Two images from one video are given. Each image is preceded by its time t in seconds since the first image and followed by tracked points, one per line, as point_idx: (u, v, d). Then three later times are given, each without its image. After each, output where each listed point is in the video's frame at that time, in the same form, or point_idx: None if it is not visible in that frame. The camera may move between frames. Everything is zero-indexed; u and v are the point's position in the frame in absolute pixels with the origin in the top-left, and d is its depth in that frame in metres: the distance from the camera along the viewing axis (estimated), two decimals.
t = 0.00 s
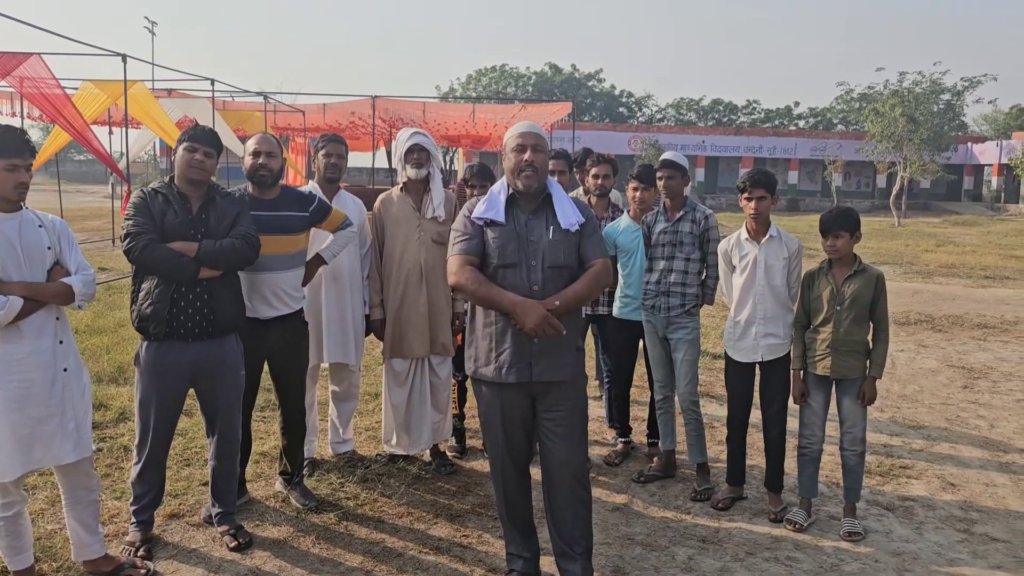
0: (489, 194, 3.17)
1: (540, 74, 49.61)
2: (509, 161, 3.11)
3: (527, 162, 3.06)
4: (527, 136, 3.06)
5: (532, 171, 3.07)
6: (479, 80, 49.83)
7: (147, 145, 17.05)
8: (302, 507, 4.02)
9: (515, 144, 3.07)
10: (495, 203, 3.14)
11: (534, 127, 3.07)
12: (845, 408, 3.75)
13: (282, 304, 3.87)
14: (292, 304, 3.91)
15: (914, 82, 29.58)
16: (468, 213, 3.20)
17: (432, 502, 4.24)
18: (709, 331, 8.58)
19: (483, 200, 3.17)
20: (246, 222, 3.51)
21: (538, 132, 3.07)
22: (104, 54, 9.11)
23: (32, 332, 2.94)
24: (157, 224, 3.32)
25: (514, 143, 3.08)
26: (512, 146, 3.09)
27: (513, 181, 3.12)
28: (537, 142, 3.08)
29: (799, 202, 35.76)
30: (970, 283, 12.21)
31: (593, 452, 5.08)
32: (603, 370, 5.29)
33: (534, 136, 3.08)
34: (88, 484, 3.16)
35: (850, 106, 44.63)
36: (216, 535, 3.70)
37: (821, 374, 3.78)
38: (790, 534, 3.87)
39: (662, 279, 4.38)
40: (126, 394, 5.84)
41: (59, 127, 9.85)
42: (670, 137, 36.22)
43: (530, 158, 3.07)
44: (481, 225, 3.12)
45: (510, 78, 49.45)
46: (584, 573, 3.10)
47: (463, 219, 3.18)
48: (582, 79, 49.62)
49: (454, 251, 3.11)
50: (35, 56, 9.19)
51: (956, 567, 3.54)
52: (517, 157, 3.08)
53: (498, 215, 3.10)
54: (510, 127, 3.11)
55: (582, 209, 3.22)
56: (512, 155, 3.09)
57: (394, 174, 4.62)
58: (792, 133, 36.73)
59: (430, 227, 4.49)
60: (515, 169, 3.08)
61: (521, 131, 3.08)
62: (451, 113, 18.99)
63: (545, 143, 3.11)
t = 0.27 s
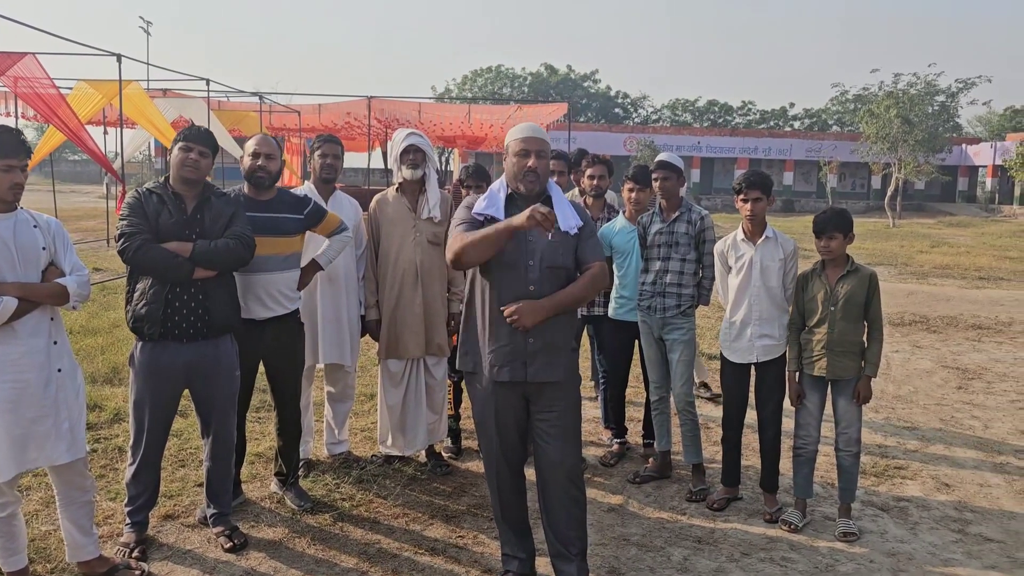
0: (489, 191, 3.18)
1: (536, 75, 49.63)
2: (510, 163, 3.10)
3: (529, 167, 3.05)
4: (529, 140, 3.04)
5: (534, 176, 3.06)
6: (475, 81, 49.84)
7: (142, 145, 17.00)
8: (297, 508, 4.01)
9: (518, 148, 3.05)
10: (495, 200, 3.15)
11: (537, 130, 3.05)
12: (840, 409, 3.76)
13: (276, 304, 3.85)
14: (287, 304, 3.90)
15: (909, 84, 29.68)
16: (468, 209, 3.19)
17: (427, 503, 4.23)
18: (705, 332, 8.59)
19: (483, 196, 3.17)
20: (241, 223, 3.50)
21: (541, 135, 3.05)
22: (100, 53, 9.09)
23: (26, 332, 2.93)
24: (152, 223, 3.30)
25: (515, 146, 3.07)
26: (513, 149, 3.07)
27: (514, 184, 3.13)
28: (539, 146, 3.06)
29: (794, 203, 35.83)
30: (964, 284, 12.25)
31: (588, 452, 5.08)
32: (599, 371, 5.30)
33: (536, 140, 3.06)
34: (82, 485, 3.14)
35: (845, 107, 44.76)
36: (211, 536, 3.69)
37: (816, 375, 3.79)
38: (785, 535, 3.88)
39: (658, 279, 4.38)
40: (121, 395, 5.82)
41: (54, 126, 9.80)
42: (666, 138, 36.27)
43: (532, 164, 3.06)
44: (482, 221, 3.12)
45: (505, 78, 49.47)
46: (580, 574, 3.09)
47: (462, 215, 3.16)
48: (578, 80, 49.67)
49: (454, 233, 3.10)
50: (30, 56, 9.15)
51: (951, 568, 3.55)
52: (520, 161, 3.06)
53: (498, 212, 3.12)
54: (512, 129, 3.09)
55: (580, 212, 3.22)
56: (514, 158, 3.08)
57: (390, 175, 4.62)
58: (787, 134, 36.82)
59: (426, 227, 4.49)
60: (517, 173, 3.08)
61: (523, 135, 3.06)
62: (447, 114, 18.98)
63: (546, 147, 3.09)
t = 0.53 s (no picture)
0: (486, 192, 3.16)
1: (532, 76, 49.67)
2: (505, 162, 3.11)
3: (521, 164, 3.05)
4: (524, 139, 3.05)
5: (526, 173, 3.06)
6: (471, 81, 49.86)
7: (137, 145, 16.95)
8: (292, 509, 4.00)
9: (512, 147, 3.07)
10: (492, 201, 3.13)
11: (533, 130, 3.05)
12: (835, 410, 3.76)
13: (271, 304, 3.84)
14: (282, 305, 3.88)
15: (904, 85, 29.78)
16: (465, 211, 3.20)
17: (423, 504, 4.23)
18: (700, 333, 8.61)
19: (481, 197, 3.16)
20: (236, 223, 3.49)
21: (536, 135, 3.05)
22: (95, 53, 9.10)
23: (21, 333, 2.92)
24: (146, 224, 3.29)
25: (511, 145, 3.08)
26: (508, 148, 3.09)
27: (508, 182, 3.12)
28: (534, 146, 3.07)
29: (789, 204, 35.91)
30: (959, 286, 12.29)
31: (584, 453, 5.08)
32: (594, 372, 5.30)
33: (532, 140, 3.07)
34: (76, 487, 3.12)
35: (840, 109, 44.88)
36: (205, 537, 3.68)
37: (813, 376, 3.81)
38: (780, 536, 3.88)
39: (653, 280, 4.38)
40: (116, 395, 5.81)
41: (49, 126, 9.81)
42: (662, 139, 36.33)
43: (526, 160, 3.06)
44: (480, 221, 3.11)
45: (501, 79, 49.49)
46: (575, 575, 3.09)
47: (460, 217, 3.17)
48: (574, 81, 49.73)
49: (454, 237, 3.11)
50: (25, 56, 9.22)
51: (945, 568, 3.56)
52: (513, 158, 3.08)
53: (496, 213, 3.10)
54: (508, 130, 3.09)
55: (576, 215, 3.21)
56: (508, 157, 3.10)
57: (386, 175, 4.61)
58: (783, 135, 36.90)
59: (421, 228, 4.49)
60: (509, 170, 3.09)
61: (518, 135, 3.06)
62: (442, 115, 18.98)
63: (542, 147, 3.10)
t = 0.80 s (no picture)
0: (480, 195, 3.15)
1: (528, 77, 49.70)
2: (498, 161, 3.12)
3: (514, 161, 3.06)
4: (516, 138, 3.05)
5: (519, 170, 3.07)
6: (467, 82, 49.87)
7: (131, 146, 16.91)
8: (288, 510, 4.00)
9: (505, 145, 3.08)
10: (485, 203, 3.13)
11: (525, 129, 3.06)
12: (831, 411, 3.77)
13: (267, 305, 3.83)
14: (278, 306, 3.88)
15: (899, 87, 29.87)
16: (458, 214, 3.18)
17: (418, 505, 4.23)
18: (696, 333, 8.62)
19: (475, 200, 3.15)
20: (231, 224, 3.49)
21: (529, 133, 3.06)
22: (89, 53, 9.08)
23: (16, 333, 2.91)
24: (141, 224, 3.29)
25: (504, 143, 3.09)
26: (501, 146, 3.10)
27: (501, 182, 3.12)
28: (527, 143, 3.07)
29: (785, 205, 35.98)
30: (953, 287, 12.34)
31: (580, 454, 5.08)
32: (590, 373, 5.30)
33: (524, 137, 3.07)
34: (71, 488, 3.11)
35: (836, 110, 45.00)
36: (201, 539, 3.68)
37: (810, 377, 3.81)
38: (775, 536, 3.89)
39: (649, 281, 4.39)
40: (111, 396, 5.79)
41: (43, 126, 9.77)
42: (658, 140, 36.37)
43: (517, 158, 3.07)
44: (473, 224, 3.11)
45: (497, 80, 49.50)
46: None
47: (453, 219, 3.16)
48: (570, 82, 49.78)
49: (448, 246, 3.10)
50: (19, 56, 9.21)
51: (940, 569, 3.57)
52: (504, 156, 3.09)
53: (489, 215, 3.09)
54: (501, 129, 3.11)
55: (571, 214, 3.23)
56: (501, 155, 3.10)
57: (381, 176, 4.61)
58: (778, 136, 36.98)
59: (417, 229, 4.48)
60: (502, 168, 3.09)
61: (512, 134, 3.07)
62: (438, 116, 18.98)
63: (535, 145, 3.11)
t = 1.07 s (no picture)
0: (473, 196, 3.16)
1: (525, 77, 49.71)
2: (489, 160, 3.13)
3: (506, 161, 3.08)
4: (506, 137, 3.07)
5: (511, 169, 3.08)
6: (464, 82, 49.87)
7: (127, 146, 16.86)
8: (284, 511, 3.99)
9: (495, 144, 3.09)
10: (478, 205, 3.12)
11: (516, 128, 3.08)
12: (828, 411, 3.78)
13: (263, 305, 3.83)
14: (273, 306, 3.87)
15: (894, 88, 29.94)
16: (451, 215, 3.18)
17: (414, 505, 4.23)
18: (692, 334, 8.64)
19: (467, 201, 3.15)
20: (227, 224, 3.48)
21: (519, 132, 3.07)
22: (84, 52, 9.06)
23: (12, 335, 2.90)
24: (136, 225, 3.28)
25: (494, 143, 3.10)
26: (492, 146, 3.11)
27: (493, 181, 3.13)
28: (517, 142, 3.09)
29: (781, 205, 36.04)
30: (948, 287, 12.37)
31: (576, 454, 5.09)
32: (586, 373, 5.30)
33: (514, 136, 3.09)
34: (66, 489, 3.10)
35: (832, 110, 45.08)
36: (196, 540, 3.67)
37: (805, 377, 3.82)
38: (771, 536, 3.90)
39: (645, 281, 4.39)
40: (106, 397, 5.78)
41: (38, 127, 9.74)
42: (654, 140, 36.41)
43: (508, 157, 3.08)
44: (465, 226, 3.11)
45: (494, 80, 49.50)
46: None
47: (446, 220, 3.16)
48: (566, 83, 49.80)
49: (442, 247, 3.10)
50: (14, 56, 9.22)
51: (935, 568, 3.58)
52: (496, 156, 3.11)
53: (482, 215, 3.09)
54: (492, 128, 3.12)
55: (564, 212, 3.23)
56: (492, 155, 3.12)
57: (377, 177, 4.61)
58: (775, 137, 37.03)
59: (412, 230, 4.48)
60: (493, 168, 3.10)
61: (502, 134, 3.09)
62: (434, 116, 18.97)
63: (526, 144, 3.12)
